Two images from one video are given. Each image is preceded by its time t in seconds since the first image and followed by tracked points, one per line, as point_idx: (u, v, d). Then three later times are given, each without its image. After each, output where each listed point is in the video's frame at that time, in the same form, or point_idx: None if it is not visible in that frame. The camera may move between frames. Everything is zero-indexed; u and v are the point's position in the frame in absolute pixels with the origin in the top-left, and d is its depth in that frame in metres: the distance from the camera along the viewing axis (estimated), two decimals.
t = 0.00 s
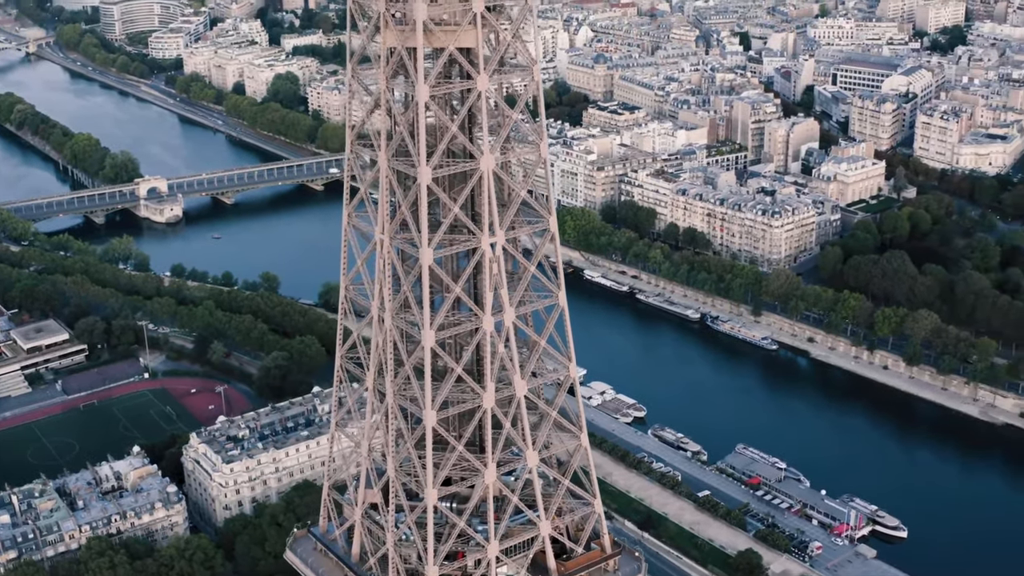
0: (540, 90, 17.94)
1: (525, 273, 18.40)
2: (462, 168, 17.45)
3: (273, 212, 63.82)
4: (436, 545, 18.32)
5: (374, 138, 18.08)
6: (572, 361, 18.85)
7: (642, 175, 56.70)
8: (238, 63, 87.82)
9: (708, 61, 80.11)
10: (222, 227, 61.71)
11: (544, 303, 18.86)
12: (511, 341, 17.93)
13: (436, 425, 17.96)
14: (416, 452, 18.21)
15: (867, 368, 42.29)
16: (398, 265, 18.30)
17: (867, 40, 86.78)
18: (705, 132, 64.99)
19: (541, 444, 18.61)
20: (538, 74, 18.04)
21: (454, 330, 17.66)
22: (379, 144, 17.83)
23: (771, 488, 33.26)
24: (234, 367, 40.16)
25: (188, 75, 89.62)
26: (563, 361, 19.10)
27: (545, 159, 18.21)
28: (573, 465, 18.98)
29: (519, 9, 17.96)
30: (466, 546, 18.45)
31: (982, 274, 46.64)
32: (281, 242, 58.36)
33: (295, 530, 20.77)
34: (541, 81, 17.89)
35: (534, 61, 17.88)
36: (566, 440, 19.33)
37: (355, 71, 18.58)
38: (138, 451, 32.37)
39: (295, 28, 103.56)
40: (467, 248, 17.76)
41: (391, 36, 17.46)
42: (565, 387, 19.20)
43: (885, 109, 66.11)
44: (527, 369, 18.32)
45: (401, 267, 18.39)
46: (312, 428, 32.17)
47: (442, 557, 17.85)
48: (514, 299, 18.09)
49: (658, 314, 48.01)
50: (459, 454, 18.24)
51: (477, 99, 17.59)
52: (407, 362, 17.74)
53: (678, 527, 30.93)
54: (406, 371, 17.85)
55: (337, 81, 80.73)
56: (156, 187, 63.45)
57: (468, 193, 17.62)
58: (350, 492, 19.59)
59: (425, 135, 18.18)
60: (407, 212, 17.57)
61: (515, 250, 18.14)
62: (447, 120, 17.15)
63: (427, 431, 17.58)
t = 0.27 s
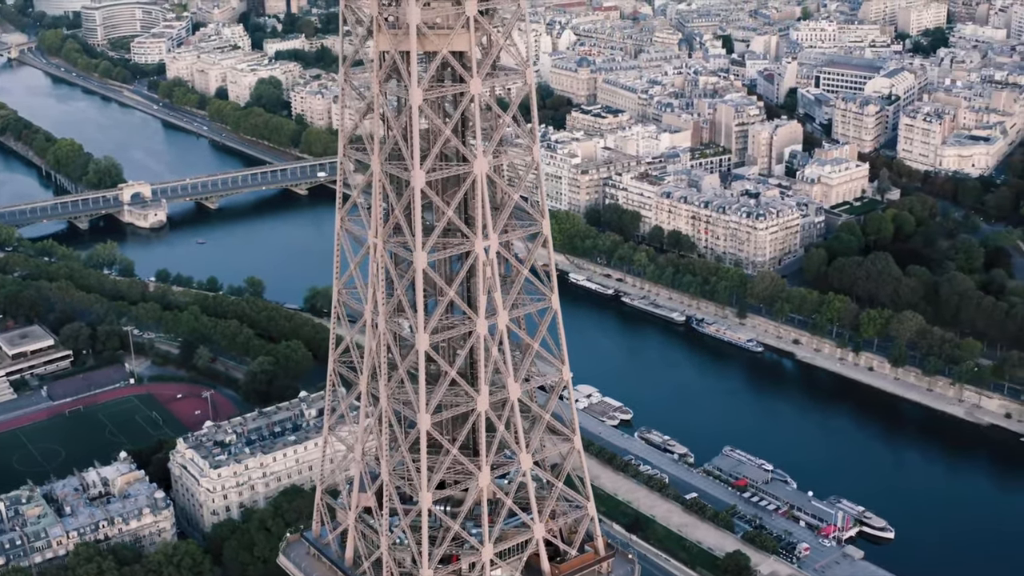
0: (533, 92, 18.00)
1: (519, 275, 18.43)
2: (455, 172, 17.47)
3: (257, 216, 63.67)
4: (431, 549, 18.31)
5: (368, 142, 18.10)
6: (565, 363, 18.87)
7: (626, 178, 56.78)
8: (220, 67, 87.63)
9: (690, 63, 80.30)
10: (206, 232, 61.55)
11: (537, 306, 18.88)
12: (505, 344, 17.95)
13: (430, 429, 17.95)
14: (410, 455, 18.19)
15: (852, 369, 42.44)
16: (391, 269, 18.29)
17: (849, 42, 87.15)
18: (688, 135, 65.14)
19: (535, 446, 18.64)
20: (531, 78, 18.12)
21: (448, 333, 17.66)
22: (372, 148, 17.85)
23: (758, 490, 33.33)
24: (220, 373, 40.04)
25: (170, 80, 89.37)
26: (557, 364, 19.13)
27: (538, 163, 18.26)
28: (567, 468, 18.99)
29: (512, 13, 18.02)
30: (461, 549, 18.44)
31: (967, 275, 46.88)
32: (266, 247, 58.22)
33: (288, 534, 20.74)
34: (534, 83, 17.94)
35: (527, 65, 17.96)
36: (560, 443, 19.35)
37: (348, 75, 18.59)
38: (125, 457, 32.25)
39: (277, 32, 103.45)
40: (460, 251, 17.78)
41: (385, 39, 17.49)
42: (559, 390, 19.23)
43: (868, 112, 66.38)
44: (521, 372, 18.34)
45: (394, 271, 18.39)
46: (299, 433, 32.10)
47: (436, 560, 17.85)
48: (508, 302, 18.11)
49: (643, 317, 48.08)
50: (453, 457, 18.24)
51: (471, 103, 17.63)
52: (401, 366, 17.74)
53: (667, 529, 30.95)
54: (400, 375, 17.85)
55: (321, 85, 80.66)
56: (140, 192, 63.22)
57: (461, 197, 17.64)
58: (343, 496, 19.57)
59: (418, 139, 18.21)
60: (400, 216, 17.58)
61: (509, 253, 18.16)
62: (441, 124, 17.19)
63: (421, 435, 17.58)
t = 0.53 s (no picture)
0: (526, 96, 18.05)
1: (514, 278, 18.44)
2: (450, 175, 17.47)
3: (242, 221, 63.54)
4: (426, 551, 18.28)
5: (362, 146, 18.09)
6: (559, 365, 18.88)
7: (612, 182, 56.85)
8: (204, 72, 87.47)
9: (675, 67, 80.48)
10: (191, 237, 61.41)
11: (531, 308, 18.90)
12: (500, 347, 17.95)
13: (426, 432, 17.93)
14: (404, 458, 18.17)
15: (838, 371, 42.57)
16: (386, 272, 18.27)
17: (832, 45, 87.50)
18: (673, 138, 65.26)
19: (530, 449, 18.66)
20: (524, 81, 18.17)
21: (443, 337, 17.67)
22: (366, 151, 17.83)
23: (746, 492, 33.39)
24: (207, 378, 39.93)
25: (154, 85, 89.16)
26: (550, 367, 19.13)
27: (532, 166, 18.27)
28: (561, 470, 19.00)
29: (505, 17, 18.04)
30: (456, 552, 18.39)
31: (952, 276, 47.10)
32: (252, 252, 58.10)
33: (282, 540, 20.73)
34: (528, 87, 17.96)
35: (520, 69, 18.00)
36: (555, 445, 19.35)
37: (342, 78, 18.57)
38: (113, 463, 32.13)
39: (261, 37, 103.30)
40: (455, 255, 17.78)
41: (379, 43, 17.50)
42: (552, 392, 19.24)
43: (852, 114, 66.61)
44: (515, 375, 18.35)
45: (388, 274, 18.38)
46: (287, 438, 32.02)
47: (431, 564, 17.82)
48: (502, 304, 18.11)
49: (629, 320, 48.14)
50: (448, 460, 18.23)
51: (466, 105, 17.63)
52: (396, 370, 17.73)
53: (655, 532, 30.98)
54: (394, 379, 17.84)
55: (305, 89, 80.56)
56: (124, 197, 63.01)
57: (456, 200, 17.65)
58: (338, 500, 19.54)
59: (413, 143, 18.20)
60: (395, 219, 17.58)
61: (503, 257, 18.17)
62: (435, 127, 17.20)
63: (416, 438, 17.57)
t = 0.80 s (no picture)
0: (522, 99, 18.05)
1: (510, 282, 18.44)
2: (446, 179, 17.45)
3: (229, 226, 63.43)
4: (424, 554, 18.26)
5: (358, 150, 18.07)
6: (555, 369, 18.89)
7: (599, 185, 56.92)
8: (190, 77, 87.32)
9: (660, 70, 80.64)
10: (177, 242, 61.28)
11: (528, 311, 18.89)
12: (496, 351, 17.94)
13: (423, 435, 17.91)
14: (402, 461, 18.14)
15: (826, 373, 42.69)
16: (381, 275, 18.26)
17: (818, 48, 87.82)
18: (660, 141, 65.38)
19: (527, 452, 18.65)
20: (520, 85, 18.17)
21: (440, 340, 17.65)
22: (363, 156, 17.81)
23: (736, 494, 33.45)
24: (195, 383, 39.83)
25: (139, 90, 88.93)
26: (546, 370, 19.12)
27: (528, 169, 18.29)
28: (557, 474, 19.00)
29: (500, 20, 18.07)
30: (454, 555, 18.36)
31: (939, 278, 47.30)
32: (239, 257, 57.98)
33: (278, 544, 20.72)
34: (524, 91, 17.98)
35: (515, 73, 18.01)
36: (552, 448, 19.34)
37: (337, 82, 18.55)
38: (103, 469, 32.02)
39: (246, 42, 103.19)
40: (451, 258, 17.78)
41: (375, 47, 17.51)
42: (549, 394, 19.23)
43: (837, 117, 66.83)
44: (512, 378, 18.34)
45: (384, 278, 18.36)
46: (277, 443, 31.96)
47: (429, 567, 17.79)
48: (499, 308, 18.10)
49: (617, 323, 48.20)
50: (445, 464, 18.21)
51: (462, 109, 17.62)
52: (393, 374, 17.70)
53: (646, 535, 31.01)
54: (391, 383, 17.81)
55: (291, 94, 80.50)
56: (111, 203, 62.83)
57: (452, 204, 17.64)
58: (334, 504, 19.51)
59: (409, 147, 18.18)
60: (391, 223, 17.56)
61: (500, 260, 18.17)
62: (431, 131, 17.19)
63: (414, 442, 17.55)
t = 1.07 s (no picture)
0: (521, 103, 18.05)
1: (508, 285, 18.43)
2: (444, 183, 17.45)
3: (218, 231, 63.34)
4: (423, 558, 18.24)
5: (356, 154, 18.06)
6: (553, 372, 18.87)
7: (588, 189, 56.97)
8: (178, 82, 87.19)
9: (648, 74, 80.76)
10: (166, 247, 61.16)
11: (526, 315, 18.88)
12: (495, 355, 17.93)
13: (422, 439, 17.89)
14: (400, 465, 18.11)
15: (816, 375, 42.79)
16: (379, 279, 18.24)
17: (805, 52, 88.07)
18: (648, 145, 65.44)
19: (525, 455, 18.62)
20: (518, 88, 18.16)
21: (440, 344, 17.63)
22: (361, 159, 17.80)
23: (728, 497, 33.49)
24: (186, 389, 39.73)
25: (127, 95, 88.74)
26: (545, 373, 19.08)
27: (526, 172, 18.30)
28: (555, 476, 18.98)
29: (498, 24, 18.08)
30: (453, 558, 18.33)
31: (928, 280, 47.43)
32: (228, 261, 57.88)
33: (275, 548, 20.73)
34: (522, 95, 18.01)
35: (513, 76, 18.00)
36: (551, 452, 19.32)
37: (335, 86, 18.54)
38: (94, 474, 31.91)
39: (233, 47, 103.08)
40: (450, 262, 17.76)
41: (373, 51, 17.52)
42: (548, 397, 19.21)
43: (826, 120, 66.97)
44: (510, 382, 18.32)
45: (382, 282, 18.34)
46: (268, 448, 31.90)
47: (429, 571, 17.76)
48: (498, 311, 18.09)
49: (607, 327, 48.24)
50: (444, 467, 18.18)
51: (461, 113, 17.61)
52: (392, 377, 17.68)
53: (639, 538, 31.03)
54: (389, 386, 17.78)
55: (279, 99, 80.40)
56: (100, 208, 62.65)
57: (450, 208, 17.62)
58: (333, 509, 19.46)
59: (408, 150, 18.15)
60: (390, 227, 17.55)
61: (498, 264, 18.16)
62: (430, 135, 17.18)
63: (413, 445, 17.53)
